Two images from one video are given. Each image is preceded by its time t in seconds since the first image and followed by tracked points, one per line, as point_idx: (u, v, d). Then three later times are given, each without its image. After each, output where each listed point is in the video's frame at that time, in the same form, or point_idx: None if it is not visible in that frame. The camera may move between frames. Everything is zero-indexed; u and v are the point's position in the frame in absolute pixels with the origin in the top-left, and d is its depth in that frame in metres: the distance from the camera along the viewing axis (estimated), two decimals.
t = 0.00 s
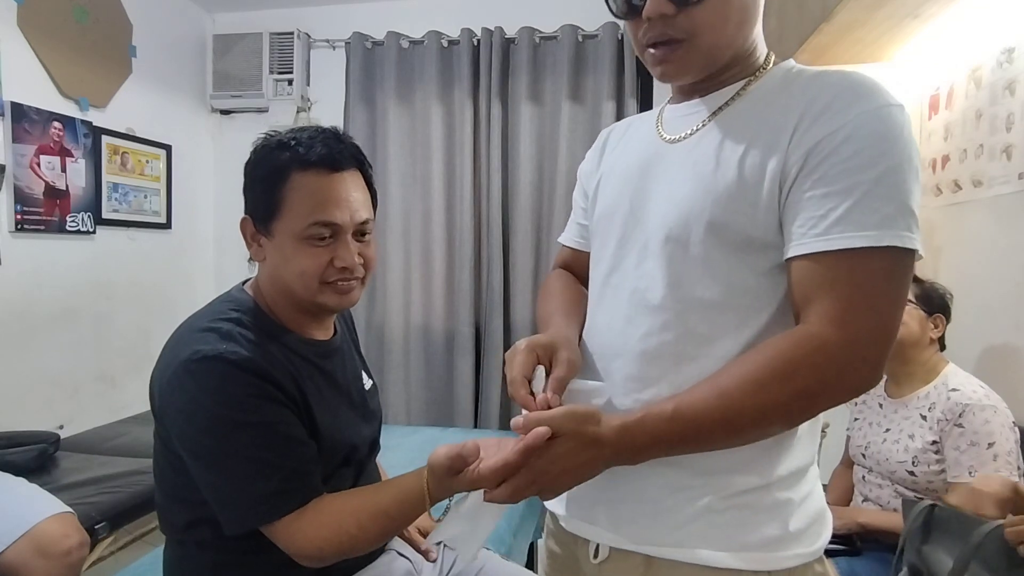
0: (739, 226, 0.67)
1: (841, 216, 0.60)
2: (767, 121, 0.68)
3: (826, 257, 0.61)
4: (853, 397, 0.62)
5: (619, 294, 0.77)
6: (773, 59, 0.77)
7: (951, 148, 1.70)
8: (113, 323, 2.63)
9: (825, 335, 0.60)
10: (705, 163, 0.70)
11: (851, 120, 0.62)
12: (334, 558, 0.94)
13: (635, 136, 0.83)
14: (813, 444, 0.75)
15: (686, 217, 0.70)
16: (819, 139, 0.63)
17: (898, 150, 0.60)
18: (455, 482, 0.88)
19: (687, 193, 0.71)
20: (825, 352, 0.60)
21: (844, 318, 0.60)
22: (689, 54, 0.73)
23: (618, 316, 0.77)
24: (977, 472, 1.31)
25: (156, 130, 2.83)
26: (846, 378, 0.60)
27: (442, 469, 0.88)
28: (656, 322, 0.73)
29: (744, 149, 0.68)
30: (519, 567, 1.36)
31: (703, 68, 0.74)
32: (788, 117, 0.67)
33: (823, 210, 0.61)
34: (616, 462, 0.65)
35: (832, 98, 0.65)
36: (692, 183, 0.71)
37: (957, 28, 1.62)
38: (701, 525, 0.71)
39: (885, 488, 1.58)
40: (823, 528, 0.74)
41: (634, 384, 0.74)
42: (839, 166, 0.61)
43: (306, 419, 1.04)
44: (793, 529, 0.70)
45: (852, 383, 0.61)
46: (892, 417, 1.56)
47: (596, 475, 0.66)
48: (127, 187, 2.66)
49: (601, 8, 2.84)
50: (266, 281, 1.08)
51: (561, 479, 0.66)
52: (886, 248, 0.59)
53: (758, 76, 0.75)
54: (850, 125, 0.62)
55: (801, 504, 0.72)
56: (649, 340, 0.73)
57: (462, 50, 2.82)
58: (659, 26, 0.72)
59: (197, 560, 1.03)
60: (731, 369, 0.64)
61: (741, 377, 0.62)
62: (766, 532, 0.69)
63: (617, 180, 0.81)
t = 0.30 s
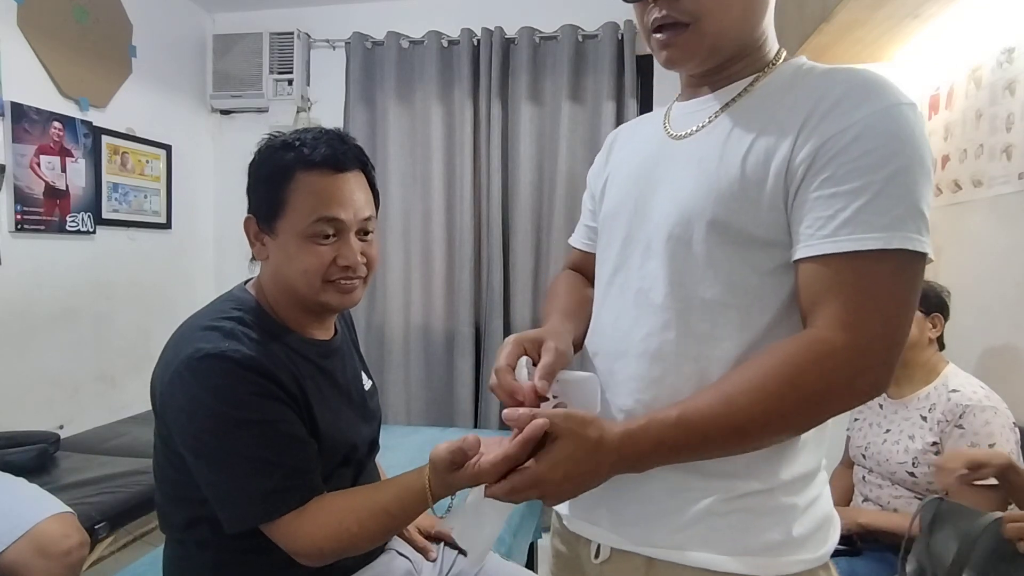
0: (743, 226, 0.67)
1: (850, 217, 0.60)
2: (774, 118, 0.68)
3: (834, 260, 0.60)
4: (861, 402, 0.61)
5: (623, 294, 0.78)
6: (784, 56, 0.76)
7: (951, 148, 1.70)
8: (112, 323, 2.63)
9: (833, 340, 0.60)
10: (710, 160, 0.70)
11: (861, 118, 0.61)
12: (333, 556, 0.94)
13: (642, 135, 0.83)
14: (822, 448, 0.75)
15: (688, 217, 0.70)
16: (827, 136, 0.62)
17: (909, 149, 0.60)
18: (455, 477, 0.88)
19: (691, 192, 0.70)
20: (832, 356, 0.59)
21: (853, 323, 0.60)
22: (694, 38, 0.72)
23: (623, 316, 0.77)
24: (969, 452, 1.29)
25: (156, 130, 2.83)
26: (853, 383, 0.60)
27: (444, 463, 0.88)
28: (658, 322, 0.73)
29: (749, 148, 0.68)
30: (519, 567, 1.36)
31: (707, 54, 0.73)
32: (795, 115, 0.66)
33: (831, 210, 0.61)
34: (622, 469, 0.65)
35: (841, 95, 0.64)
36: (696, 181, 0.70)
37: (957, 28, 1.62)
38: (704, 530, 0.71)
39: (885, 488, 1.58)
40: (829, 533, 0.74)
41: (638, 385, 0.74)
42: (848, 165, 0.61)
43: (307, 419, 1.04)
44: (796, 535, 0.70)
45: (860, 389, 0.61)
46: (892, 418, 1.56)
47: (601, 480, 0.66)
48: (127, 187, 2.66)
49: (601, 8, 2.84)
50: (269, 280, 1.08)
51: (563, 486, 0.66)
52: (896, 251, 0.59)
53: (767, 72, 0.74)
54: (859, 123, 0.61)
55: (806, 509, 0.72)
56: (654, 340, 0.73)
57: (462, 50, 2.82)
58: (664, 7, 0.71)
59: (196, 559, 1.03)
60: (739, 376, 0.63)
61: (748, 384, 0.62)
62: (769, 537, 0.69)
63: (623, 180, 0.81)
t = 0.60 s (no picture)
0: (750, 227, 0.67)
1: (860, 219, 0.59)
2: (783, 115, 0.67)
3: (845, 264, 0.59)
4: (870, 414, 0.60)
5: (632, 295, 0.78)
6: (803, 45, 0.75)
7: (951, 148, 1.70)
8: (112, 323, 2.63)
9: (843, 347, 0.58)
10: (718, 159, 0.70)
11: (872, 116, 0.60)
12: (336, 553, 0.94)
13: (655, 134, 0.83)
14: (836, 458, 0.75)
15: (694, 217, 0.70)
16: (836, 133, 0.61)
17: (926, 146, 0.58)
18: (460, 466, 0.89)
19: (699, 192, 0.70)
20: (840, 363, 0.58)
21: (864, 331, 0.58)
22: (701, 29, 0.71)
23: (631, 318, 0.77)
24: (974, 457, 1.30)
25: (156, 130, 2.83)
26: (862, 392, 0.59)
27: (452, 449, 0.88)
28: (664, 323, 0.73)
29: (757, 147, 0.67)
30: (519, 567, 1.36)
31: (715, 46, 0.73)
32: (804, 112, 0.65)
33: (841, 211, 0.60)
34: (623, 468, 0.65)
35: (852, 91, 0.63)
36: (704, 181, 0.70)
37: (958, 28, 1.62)
38: (707, 534, 0.70)
39: (883, 488, 1.58)
40: (840, 545, 0.73)
41: (644, 385, 0.74)
42: (858, 165, 0.59)
43: (310, 419, 1.04)
44: (804, 543, 0.69)
45: (870, 399, 0.59)
46: (890, 418, 1.56)
47: (605, 480, 0.66)
48: (127, 187, 2.66)
49: (601, 8, 2.84)
50: (274, 280, 1.08)
51: (567, 486, 0.67)
52: (909, 256, 0.57)
53: (783, 63, 0.73)
54: (870, 121, 0.60)
55: (817, 518, 0.71)
56: (662, 342, 0.73)
57: (462, 50, 2.82)
58: None
59: (197, 558, 1.03)
60: (744, 380, 0.63)
61: (753, 389, 0.61)
62: (774, 543, 0.69)
63: (635, 180, 0.81)
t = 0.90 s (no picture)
0: (763, 231, 0.66)
1: (880, 224, 0.56)
2: (803, 117, 0.65)
3: (860, 273, 0.57)
4: (885, 428, 0.58)
5: (649, 301, 0.79)
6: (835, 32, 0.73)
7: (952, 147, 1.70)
8: (112, 323, 2.63)
9: (857, 360, 0.57)
10: (735, 162, 0.68)
11: (894, 115, 0.57)
12: (336, 550, 0.94)
13: (682, 134, 0.83)
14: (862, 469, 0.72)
15: (709, 219, 0.69)
16: (856, 133, 0.59)
17: (957, 145, 0.55)
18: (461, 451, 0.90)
19: (715, 195, 0.69)
20: (853, 376, 0.57)
21: (881, 343, 0.56)
22: (718, 25, 0.71)
23: (649, 321, 0.78)
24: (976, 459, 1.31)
25: (156, 130, 2.83)
26: (876, 407, 0.57)
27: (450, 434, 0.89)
28: (679, 327, 0.73)
29: (773, 149, 0.65)
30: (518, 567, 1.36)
31: (734, 43, 0.72)
32: (822, 113, 0.63)
33: (859, 217, 0.57)
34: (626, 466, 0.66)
35: (874, 90, 0.60)
36: (721, 183, 0.69)
37: (958, 28, 1.62)
38: (714, 539, 0.70)
39: (882, 487, 1.60)
40: (861, 562, 0.70)
41: (657, 391, 0.75)
42: (878, 167, 0.57)
43: (313, 419, 1.05)
44: (816, 558, 0.67)
45: (886, 414, 0.57)
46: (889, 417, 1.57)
47: (608, 474, 0.67)
48: (127, 187, 2.66)
49: (600, 8, 2.84)
50: (278, 279, 1.08)
51: (569, 481, 0.68)
52: (928, 268, 0.55)
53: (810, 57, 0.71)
54: (892, 121, 0.57)
55: (836, 535, 0.69)
56: (675, 347, 0.73)
57: (462, 50, 2.82)
58: None
59: (198, 558, 1.03)
60: (752, 386, 0.62)
61: (757, 397, 0.61)
62: (782, 554, 0.67)
63: (660, 182, 0.81)
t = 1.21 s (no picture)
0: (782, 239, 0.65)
1: (900, 237, 0.54)
2: (822, 122, 0.63)
3: (881, 286, 0.55)
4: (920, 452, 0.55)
5: (674, 310, 0.80)
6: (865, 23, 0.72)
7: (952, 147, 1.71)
8: (112, 323, 2.63)
9: (883, 381, 0.55)
10: (754, 169, 0.68)
11: (914, 121, 0.55)
12: (339, 545, 0.94)
13: (708, 136, 0.83)
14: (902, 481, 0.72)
15: (727, 225, 0.69)
16: (874, 141, 0.57)
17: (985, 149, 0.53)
18: (463, 427, 0.91)
19: (734, 202, 0.69)
20: (879, 398, 0.55)
21: (908, 362, 0.54)
22: (731, 28, 0.70)
23: (676, 326, 0.79)
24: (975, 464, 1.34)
25: (155, 130, 2.83)
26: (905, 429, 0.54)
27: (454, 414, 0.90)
28: (704, 334, 0.73)
29: (791, 157, 0.64)
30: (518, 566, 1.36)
31: (749, 44, 0.71)
32: (840, 118, 0.62)
33: (879, 228, 0.56)
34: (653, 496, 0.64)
35: (896, 93, 0.58)
36: (741, 189, 0.68)
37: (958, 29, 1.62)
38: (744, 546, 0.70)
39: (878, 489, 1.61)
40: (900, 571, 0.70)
41: (684, 398, 0.76)
42: (898, 176, 0.55)
43: (314, 416, 1.04)
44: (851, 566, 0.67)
45: (917, 437, 0.55)
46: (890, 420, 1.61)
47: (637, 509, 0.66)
48: (127, 188, 2.66)
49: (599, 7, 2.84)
50: (279, 279, 1.08)
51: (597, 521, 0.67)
52: (953, 280, 0.52)
53: (835, 53, 0.70)
54: (914, 127, 0.55)
55: (876, 545, 0.68)
56: (701, 354, 0.74)
57: (462, 50, 2.82)
58: None
59: (199, 559, 1.03)
60: (780, 412, 0.60)
61: (782, 424, 0.59)
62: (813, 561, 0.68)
63: (684, 185, 0.82)
